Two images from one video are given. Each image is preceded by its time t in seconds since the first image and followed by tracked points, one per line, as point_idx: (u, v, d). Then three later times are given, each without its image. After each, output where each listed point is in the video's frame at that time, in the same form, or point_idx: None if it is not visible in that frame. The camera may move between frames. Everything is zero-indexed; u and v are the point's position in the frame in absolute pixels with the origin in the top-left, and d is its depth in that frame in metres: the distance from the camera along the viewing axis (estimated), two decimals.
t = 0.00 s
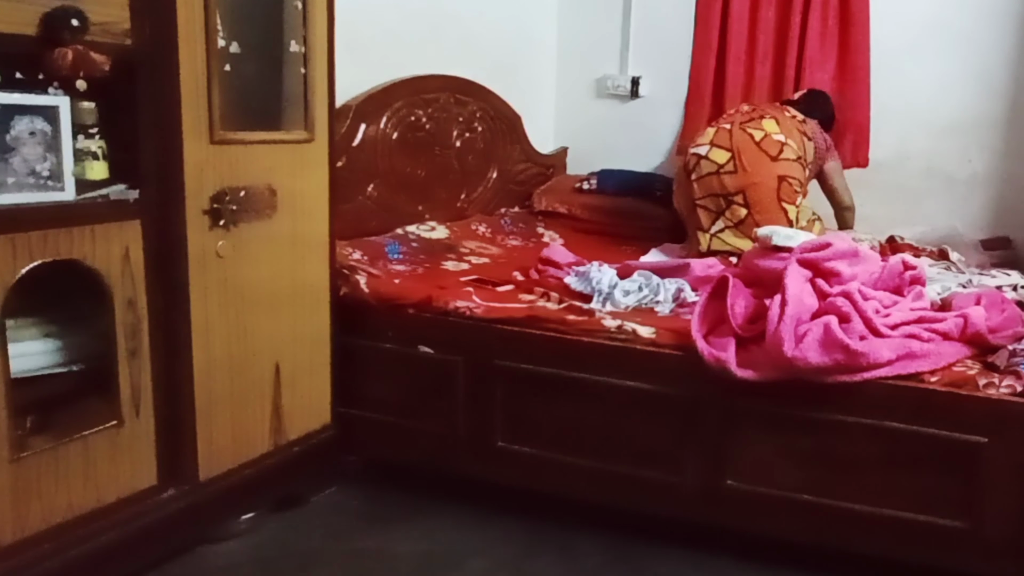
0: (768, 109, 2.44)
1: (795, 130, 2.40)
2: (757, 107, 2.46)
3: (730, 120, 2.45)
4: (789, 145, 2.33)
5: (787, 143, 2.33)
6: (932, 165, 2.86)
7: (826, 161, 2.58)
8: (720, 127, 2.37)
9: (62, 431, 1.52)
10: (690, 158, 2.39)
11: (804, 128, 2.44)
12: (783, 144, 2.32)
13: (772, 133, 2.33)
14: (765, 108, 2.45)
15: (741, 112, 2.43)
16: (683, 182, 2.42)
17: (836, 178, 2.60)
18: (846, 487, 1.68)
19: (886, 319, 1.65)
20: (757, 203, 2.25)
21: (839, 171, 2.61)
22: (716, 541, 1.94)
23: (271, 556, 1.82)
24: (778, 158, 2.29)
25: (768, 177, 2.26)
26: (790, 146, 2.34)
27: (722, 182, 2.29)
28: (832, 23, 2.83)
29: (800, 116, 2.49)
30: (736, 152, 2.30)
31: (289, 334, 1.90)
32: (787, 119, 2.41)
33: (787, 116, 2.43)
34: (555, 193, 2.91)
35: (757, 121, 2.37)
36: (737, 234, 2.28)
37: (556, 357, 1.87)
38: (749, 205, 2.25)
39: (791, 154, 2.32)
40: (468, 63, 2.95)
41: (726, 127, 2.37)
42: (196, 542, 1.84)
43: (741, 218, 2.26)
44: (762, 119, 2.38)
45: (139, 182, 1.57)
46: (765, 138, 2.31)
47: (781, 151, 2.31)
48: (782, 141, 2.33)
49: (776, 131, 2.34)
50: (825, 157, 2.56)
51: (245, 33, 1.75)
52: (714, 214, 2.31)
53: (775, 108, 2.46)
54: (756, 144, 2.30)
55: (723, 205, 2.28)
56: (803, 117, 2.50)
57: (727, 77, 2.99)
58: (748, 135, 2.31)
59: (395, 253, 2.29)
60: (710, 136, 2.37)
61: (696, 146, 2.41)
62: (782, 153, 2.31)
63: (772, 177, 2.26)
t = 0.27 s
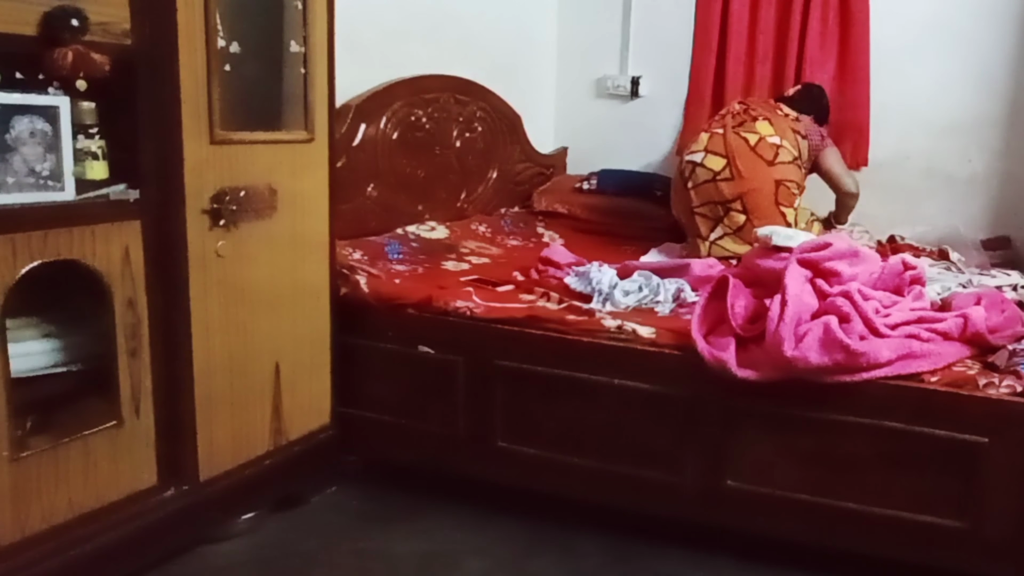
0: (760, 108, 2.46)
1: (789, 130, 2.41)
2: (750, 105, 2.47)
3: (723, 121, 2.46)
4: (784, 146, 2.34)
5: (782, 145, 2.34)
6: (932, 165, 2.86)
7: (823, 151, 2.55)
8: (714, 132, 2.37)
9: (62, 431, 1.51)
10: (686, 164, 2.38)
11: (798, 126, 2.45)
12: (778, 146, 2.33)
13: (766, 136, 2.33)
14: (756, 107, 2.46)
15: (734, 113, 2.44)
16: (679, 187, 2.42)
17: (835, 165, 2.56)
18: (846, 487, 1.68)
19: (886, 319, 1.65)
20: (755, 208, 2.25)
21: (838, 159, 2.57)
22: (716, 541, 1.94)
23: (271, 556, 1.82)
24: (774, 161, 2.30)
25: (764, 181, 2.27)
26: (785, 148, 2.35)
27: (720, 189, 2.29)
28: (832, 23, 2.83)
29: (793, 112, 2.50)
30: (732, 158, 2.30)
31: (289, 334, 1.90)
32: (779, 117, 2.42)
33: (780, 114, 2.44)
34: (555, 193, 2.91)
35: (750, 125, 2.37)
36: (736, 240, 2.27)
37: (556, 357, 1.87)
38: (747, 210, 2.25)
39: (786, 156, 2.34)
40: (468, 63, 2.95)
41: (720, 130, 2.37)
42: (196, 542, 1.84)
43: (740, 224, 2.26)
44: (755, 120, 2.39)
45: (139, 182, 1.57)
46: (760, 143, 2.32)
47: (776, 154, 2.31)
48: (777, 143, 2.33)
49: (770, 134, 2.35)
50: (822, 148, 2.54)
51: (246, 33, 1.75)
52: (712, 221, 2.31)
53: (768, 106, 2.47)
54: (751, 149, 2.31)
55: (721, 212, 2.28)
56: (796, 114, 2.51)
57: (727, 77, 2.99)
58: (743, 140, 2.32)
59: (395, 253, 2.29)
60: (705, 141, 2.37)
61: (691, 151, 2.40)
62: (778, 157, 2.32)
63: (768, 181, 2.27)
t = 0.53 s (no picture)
0: (755, 108, 2.41)
1: (783, 129, 2.37)
2: (745, 104, 2.42)
3: (716, 122, 2.43)
4: (777, 148, 2.32)
5: (775, 147, 2.31)
6: (932, 165, 2.86)
7: (820, 152, 2.56)
8: (706, 136, 2.36)
9: (62, 431, 1.51)
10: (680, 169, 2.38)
11: (793, 125, 2.42)
12: (771, 149, 2.30)
13: (758, 139, 2.31)
14: (751, 107, 2.42)
15: (727, 115, 2.41)
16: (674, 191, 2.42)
17: (831, 167, 2.57)
18: (846, 487, 1.68)
19: (886, 319, 1.65)
20: (749, 214, 2.25)
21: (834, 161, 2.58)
22: (716, 541, 1.94)
23: (271, 556, 1.82)
24: (767, 165, 2.28)
25: (757, 186, 2.26)
26: (779, 151, 2.32)
27: (713, 195, 2.28)
28: (832, 23, 2.83)
29: (787, 109, 2.47)
30: (724, 164, 2.28)
31: (289, 334, 1.90)
32: (773, 116, 2.38)
33: (774, 114, 2.40)
34: (555, 193, 2.91)
35: (744, 126, 2.33)
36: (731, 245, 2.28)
37: (556, 357, 1.87)
38: (740, 216, 2.25)
39: (780, 159, 2.31)
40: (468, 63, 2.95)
41: (712, 134, 2.35)
42: (196, 541, 1.84)
43: (734, 230, 2.27)
44: (748, 122, 2.35)
45: (139, 182, 1.57)
46: (753, 147, 2.29)
47: (769, 157, 2.29)
48: (770, 146, 2.31)
49: (763, 136, 2.32)
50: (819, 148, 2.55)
51: (246, 33, 1.75)
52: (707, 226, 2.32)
53: (762, 105, 2.43)
54: (743, 154, 2.28)
55: (715, 217, 2.29)
56: (791, 112, 2.47)
57: (727, 76, 2.99)
58: (735, 144, 2.29)
59: (395, 253, 2.29)
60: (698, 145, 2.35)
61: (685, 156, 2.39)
62: (770, 160, 2.29)
63: (761, 186, 2.26)
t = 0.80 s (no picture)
0: (773, 110, 2.47)
1: (794, 130, 2.38)
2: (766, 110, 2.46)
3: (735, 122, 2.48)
4: (784, 145, 2.33)
5: (781, 143, 2.33)
6: (932, 165, 2.86)
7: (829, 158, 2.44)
8: (718, 129, 2.43)
9: (62, 431, 1.52)
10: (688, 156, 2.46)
11: (805, 129, 2.42)
12: (775, 144, 2.32)
13: (765, 134, 2.34)
14: (770, 111, 2.46)
15: (746, 114, 2.46)
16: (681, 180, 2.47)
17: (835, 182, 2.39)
18: (846, 487, 1.68)
19: (886, 319, 1.65)
20: (744, 201, 2.28)
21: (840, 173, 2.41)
22: (716, 541, 1.94)
23: (271, 556, 1.82)
24: (768, 157, 2.31)
25: (755, 176, 2.29)
26: (784, 146, 2.33)
27: (712, 179, 2.34)
28: (832, 23, 2.83)
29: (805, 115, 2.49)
30: (726, 150, 2.34)
31: (289, 334, 1.90)
32: (790, 120, 2.41)
33: (789, 117, 2.42)
34: (555, 193, 2.91)
35: (756, 122, 2.38)
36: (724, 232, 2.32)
37: (556, 357, 1.87)
38: (734, 202, 2.29)
39: (785, 155, 2.33)
40: (468, 63, 2.95)
41: (723, 127, 2.41)
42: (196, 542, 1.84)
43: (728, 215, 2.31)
44: (762, 119, 2.40)
45: (139, 181, 1.57)
46: (757, 138, 2.33)
47: (771, 151, 2.32)
48: (774, 141, 2.33)
49: (771, 132, 2.34)
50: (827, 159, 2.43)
51: (246, 33, 1.75)
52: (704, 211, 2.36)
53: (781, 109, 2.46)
54: (748, 145, 2.33)
55: (712, 202, 2.34)
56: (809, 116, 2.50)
57: (727, 76, 2.99)
58: (742, 136, 2.35)
59: (395, 253, 2.29)
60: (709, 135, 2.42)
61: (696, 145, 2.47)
62: (771, 154, 2.32)
63: (757, 175, 2.29)
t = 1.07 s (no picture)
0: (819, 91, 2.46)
1: (827, 106, 2.37)
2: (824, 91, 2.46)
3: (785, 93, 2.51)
4: (810, 114, 2.35)
5: (807, 112, 2.36)
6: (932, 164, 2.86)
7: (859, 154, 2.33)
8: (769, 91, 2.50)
9: (62, 431, 1.52)
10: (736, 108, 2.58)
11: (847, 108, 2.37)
12: (799, 110, 2.36)
13: (796, 99, 2.39)
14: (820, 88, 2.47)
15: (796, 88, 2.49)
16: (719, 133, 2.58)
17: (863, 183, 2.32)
18: (846, 487, 1.68)
19: (886, 319, 1.65)
20: (744, 145, 2.38)
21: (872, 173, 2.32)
22: (716, 541, 1.94)
23: (271, 556, 1.82)
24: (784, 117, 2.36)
25: (761, 125, 2.37)
26: (807, 114, 2.36)
27: (732, 118, 2.47)
28: (832, 23, 2.83)
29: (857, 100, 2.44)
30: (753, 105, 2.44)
31: (289, 334, 1.90)
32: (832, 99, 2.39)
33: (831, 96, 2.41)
34: (555, 193, 2.91)
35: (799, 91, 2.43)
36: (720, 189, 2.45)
37: (556, 358, 1.87)
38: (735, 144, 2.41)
39: (808, 122, 2.34)
40: (468, 63, 2.95)
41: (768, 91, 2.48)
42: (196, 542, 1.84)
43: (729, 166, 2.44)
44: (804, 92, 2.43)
45: (139, 182, 1.57)
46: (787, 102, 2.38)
47: (791, 113, 2.36)
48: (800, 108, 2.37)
49: (803, 99, 2.38)
50: (861, 149, 2.32)
51: (246, 33, 1.75)
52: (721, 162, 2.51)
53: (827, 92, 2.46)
54: (775, 103, 2.40)
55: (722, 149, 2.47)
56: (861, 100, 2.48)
57: (727, 77, 2.99)
58: (777, 95, 2.42)
59: (395, 253, 2.29)
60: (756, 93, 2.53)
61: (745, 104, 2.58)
62: (788, 124, 2.35)
63: (763, 127, 2.36)
